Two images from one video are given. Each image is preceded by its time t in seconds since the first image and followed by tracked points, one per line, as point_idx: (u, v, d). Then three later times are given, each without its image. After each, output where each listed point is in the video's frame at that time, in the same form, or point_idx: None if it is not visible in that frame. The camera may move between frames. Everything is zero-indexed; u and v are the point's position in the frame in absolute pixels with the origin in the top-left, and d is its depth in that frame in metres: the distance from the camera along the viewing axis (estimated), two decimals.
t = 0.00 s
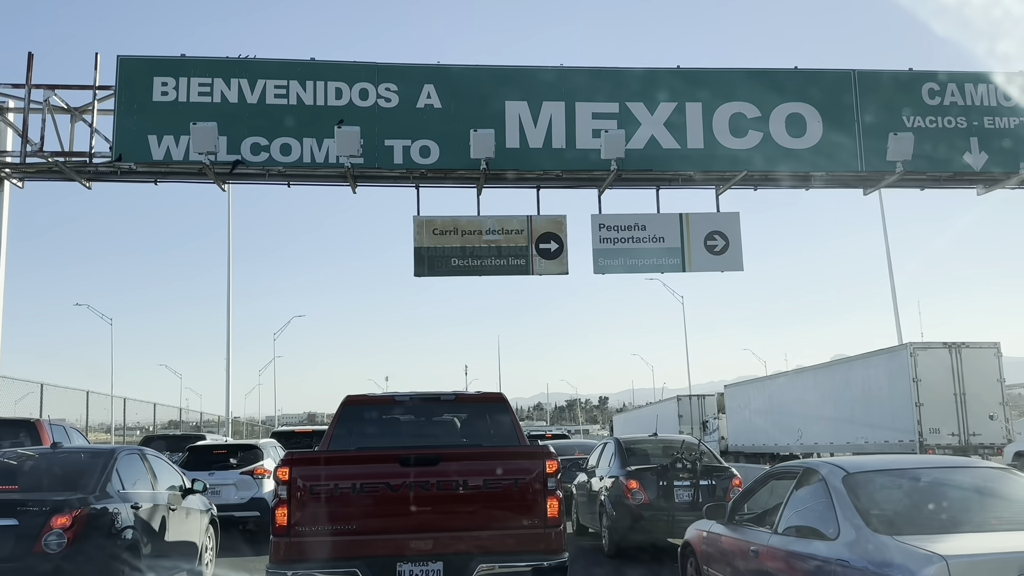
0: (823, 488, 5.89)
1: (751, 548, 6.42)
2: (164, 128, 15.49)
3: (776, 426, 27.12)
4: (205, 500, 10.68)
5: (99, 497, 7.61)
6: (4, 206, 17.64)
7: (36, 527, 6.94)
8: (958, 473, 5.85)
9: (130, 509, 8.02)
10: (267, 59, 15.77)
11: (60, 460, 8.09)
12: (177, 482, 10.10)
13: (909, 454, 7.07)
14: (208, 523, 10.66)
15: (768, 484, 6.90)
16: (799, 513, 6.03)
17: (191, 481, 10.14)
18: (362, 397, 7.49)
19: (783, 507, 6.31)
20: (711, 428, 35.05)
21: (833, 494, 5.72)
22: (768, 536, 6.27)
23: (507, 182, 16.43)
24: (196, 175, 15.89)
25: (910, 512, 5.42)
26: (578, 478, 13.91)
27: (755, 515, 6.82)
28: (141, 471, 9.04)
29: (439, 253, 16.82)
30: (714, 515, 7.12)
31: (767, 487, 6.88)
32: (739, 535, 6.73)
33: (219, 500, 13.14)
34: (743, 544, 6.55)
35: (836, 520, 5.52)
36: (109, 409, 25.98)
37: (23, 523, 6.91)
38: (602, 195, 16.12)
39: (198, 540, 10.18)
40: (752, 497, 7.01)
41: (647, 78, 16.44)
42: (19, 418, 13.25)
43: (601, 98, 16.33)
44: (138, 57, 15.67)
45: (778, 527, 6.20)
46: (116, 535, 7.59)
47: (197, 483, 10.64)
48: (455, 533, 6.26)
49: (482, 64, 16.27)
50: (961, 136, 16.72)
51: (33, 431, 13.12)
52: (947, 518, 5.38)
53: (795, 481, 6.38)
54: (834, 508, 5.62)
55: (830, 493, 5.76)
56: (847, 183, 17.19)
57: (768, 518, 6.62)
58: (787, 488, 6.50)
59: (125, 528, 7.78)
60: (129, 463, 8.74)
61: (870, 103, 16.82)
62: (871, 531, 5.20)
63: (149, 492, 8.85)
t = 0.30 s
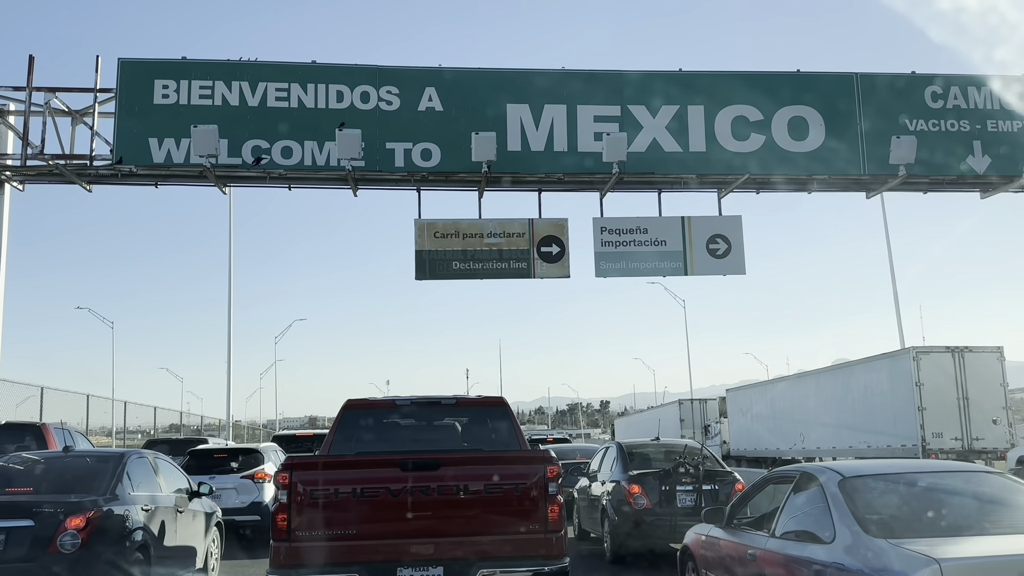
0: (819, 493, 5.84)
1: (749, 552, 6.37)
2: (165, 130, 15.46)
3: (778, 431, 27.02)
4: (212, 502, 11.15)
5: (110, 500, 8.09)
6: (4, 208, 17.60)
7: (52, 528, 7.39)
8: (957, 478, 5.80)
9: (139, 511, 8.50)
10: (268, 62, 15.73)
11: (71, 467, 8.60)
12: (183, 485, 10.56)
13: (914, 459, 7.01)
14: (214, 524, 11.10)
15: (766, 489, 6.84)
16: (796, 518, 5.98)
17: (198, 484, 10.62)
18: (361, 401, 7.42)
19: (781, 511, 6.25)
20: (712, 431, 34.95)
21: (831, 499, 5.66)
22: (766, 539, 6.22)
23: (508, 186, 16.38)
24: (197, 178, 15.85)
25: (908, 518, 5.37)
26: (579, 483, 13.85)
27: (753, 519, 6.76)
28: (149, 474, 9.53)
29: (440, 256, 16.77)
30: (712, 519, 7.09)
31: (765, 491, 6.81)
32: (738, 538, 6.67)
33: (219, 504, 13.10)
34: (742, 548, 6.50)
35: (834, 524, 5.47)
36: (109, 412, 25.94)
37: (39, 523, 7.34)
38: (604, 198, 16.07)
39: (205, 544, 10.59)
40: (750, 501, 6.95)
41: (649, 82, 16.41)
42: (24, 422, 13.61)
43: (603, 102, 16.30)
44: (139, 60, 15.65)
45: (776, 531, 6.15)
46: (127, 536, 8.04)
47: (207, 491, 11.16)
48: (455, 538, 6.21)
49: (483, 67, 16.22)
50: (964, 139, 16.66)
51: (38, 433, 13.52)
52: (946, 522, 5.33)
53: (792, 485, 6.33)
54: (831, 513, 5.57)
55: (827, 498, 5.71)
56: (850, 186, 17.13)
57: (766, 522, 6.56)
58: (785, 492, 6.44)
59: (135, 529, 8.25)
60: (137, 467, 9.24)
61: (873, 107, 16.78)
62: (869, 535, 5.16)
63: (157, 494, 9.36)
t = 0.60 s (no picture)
0: (820, 496, 5.78)
1: (749, 555, 6.31)
2: (166, 132, 15.43)
3: (780, 434, 26.91)
4: (218, 506, 11.31)
5: (120, 501, 8.32)
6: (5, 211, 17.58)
7: (65, 529, 7.60)
8: (960, 481, 5.73)
9: (150, 512, 8.72)
10: (269, 64, 15.70)
11: (81, 470, 8.82)
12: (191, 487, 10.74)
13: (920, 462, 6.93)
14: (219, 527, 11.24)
15: (766, 492, 6.76)
16: (796, 521, 5.92)
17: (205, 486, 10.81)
18: (364, 404, 7.33)
19: (782, 514, 6.19)
20: (714, 434, 34.85)
21: (831, 502, 5.60)
22: (767, 542, 6.15)
23: (510, 188, 16.32)
24: (198, 181, 15.80)
25: (908, 521, 5.30)
26: (581, 486, 13.78)
27: (755, 522, 6.69)
28: (157, 476, 9.74)
29: (442, 258, 16.71)
30: (713, 521, 7.03)
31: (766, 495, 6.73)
32: (738, 541, 6.61)
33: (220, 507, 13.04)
34: (742, 551, 6.44)
35: (833, 526, 5.41)
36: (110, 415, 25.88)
37: (53, 523, 7.57)
38: (606, 200, 16.01)
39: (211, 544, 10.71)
40: (751, 504, 6.89)
41: (651, 83, 16.37)
42: (32, 425, 13.63)
43: (605, 103, 16.25)
44: (140, 62, 15.63)
45: (776, 533, 6.09)
46: (138, 536, 8.24)
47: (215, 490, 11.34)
48: (457, 541, 6.14)
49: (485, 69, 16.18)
50: (968, 141, 16.59)
51: (46, 436, 13.55)
52: (947, 525, 5.27)
53: (792, 488, 6.27)
54: (831, 515, 5.51)
55: (828, 501, 5.64)
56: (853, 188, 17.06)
57: (766, 525, 6.50)
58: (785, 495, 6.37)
59: (145, 529, 8.46)
60: (146, 468, 9.46)
61: (876, 109, 16.73)
62: (869, 537, 5.10)
63: (166, 496, 9.58)
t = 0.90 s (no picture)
0: (823, 498, 5.69)
1: (751, 557, 6.22)
2: (166, 132, 15.36)
3: (783, 435, 26.81)
4: (221, 507, 11.24)
5: (128, 502, 8.38)
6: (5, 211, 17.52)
7: (74, 529, 7.70)
8: (965, 483, 5.65)
9: (156, 514, 8.76)
10: (269, 64, 15.64)
11: (89, 470, 8.87)
12: (196, 489, 10.68)
13: (929, 464, 6.84)
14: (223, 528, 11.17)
15: (770, 493, 6.66)
16: (799, 522, 5.83)
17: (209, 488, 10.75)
18: (365, 405, 7.30)
19: (784, 516, 6.10)
20: (716, 436, 34.76)
21: (833, 503, 5.52)
22: (769, 544, 6.06)
23: (512, 188, 16.24)
24: (198, 181, 15.72)
25: (912, 523, 5.21)
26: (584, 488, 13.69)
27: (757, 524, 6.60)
28: (163, 477, 9.73)
29: (443, 259, 16.64)
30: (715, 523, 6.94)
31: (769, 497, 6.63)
32: (741, 543, 6.51)
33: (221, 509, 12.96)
34: (745, 553, 6.35)
35: (835, 528, 5.33)
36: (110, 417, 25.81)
37: (62, 524, 7.68)
38: (608, 200, 15.92)
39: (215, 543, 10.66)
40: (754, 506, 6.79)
41: (653, 83, 16.31)
42: (38, 427, 13.65)
43: (608, 103, 16.17)
44: (140, 62, 15.56)
45: (779, 535, 6.00)
46: (144, 537, 8.31)
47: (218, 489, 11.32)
48: (461, 542, 6.07)
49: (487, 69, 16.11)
50: (972, 141, 16.51)
51: (53, 438, 13.56)
52: (951, 527, 5.19)
53: (795, 489, 6.18)
54: (833, 517, 5.43)
55: (830, 503, 5.56)
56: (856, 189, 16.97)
57: (769, 526, 6.41)
58: (788, 497, 6.28)
59: (152, 530, 8.52)
60: (154, 470, 9.49)
61: (880, 109, 16.64)
62: (872, 539, 5.02)
63: (172, 497, 9.58)
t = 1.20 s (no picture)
0: (828, 496, 5.58)
1: (756, 557, 6.11)
2: (166, 131, 15.28)
3: (785, 435, 26.73)
4: (224, 507, 11.16)
5: (133, 503, 8.29)
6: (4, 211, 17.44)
7: (80, 529, 7.62)
8: (972, 482, 5.54)
9: (159, 515, 8.68)
10: (269, 62, 15.56)
11: (92, 471, 8.77)
12: (199, 489, 10.60)
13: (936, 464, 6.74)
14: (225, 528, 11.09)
15: (773, 492, 6.56)
16: (804, 522, 5.72)
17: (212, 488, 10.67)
18: (368, 405, 7.50)
19: (788, 515, 5.99)
20: (719, 436, 34.67)
21: (838, 502, 5.41)
22: (773, 544, 5.96)
23: (514, 186, 16.14)
24: (198, 180, 15.64)
25: (920, 522, 5.11)
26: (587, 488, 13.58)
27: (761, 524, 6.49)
28: (167, 477, 9.66)
29: (445, 258, 16.55)
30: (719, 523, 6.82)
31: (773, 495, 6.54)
32: (745, 543, 6.41)
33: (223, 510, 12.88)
34: (750, 553, 6.24)
35: (841, 527, 5.23)
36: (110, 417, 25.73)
37: (68, 525, 7.60)
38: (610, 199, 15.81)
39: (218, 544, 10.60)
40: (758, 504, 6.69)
41: (656, 80, 16.21)
42: (42, 428, 13.59)
43: (610, 101, 16.08)
44: (140, 61, 15.49)
45: (783, 534, 5.89)
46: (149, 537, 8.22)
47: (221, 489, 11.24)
48: (462, 540, 6.49)
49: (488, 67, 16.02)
50: (976, 139, 16.41)
51: (57, 439, 13.47)
52: (958, 526, 5.09)
53: (799, 489, 6.06)
54: (838, 516, 5.33)
55: (835, 502, 5.45)
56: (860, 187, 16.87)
57: (774, 526, 6.30)
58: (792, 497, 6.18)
59: (157, 531, 8.45)
60: (158, 470, 9.42)
61: (883, 106, 16.54)
62: (879, 539, 4.92)
63: (176, 497, 9.51)
